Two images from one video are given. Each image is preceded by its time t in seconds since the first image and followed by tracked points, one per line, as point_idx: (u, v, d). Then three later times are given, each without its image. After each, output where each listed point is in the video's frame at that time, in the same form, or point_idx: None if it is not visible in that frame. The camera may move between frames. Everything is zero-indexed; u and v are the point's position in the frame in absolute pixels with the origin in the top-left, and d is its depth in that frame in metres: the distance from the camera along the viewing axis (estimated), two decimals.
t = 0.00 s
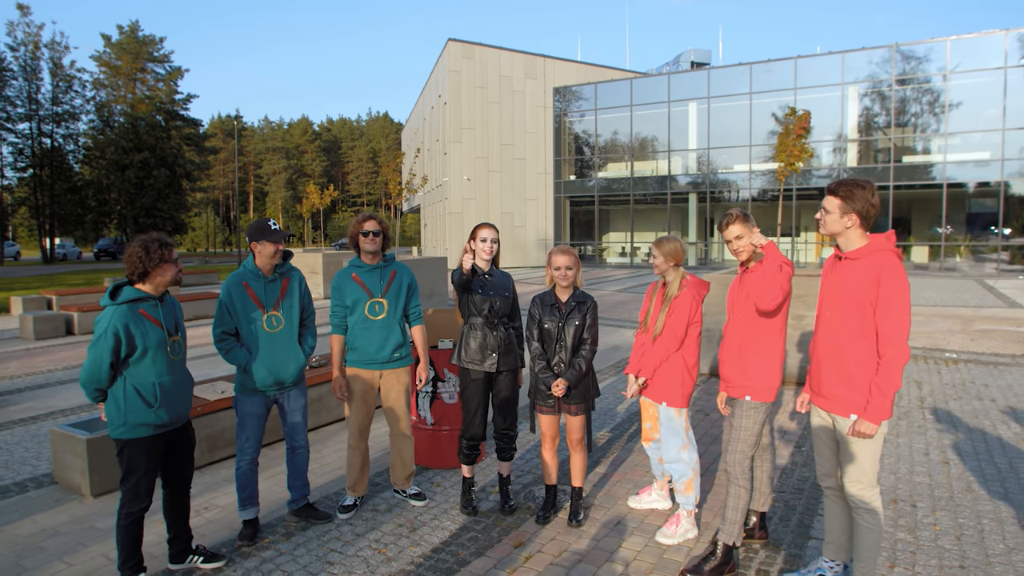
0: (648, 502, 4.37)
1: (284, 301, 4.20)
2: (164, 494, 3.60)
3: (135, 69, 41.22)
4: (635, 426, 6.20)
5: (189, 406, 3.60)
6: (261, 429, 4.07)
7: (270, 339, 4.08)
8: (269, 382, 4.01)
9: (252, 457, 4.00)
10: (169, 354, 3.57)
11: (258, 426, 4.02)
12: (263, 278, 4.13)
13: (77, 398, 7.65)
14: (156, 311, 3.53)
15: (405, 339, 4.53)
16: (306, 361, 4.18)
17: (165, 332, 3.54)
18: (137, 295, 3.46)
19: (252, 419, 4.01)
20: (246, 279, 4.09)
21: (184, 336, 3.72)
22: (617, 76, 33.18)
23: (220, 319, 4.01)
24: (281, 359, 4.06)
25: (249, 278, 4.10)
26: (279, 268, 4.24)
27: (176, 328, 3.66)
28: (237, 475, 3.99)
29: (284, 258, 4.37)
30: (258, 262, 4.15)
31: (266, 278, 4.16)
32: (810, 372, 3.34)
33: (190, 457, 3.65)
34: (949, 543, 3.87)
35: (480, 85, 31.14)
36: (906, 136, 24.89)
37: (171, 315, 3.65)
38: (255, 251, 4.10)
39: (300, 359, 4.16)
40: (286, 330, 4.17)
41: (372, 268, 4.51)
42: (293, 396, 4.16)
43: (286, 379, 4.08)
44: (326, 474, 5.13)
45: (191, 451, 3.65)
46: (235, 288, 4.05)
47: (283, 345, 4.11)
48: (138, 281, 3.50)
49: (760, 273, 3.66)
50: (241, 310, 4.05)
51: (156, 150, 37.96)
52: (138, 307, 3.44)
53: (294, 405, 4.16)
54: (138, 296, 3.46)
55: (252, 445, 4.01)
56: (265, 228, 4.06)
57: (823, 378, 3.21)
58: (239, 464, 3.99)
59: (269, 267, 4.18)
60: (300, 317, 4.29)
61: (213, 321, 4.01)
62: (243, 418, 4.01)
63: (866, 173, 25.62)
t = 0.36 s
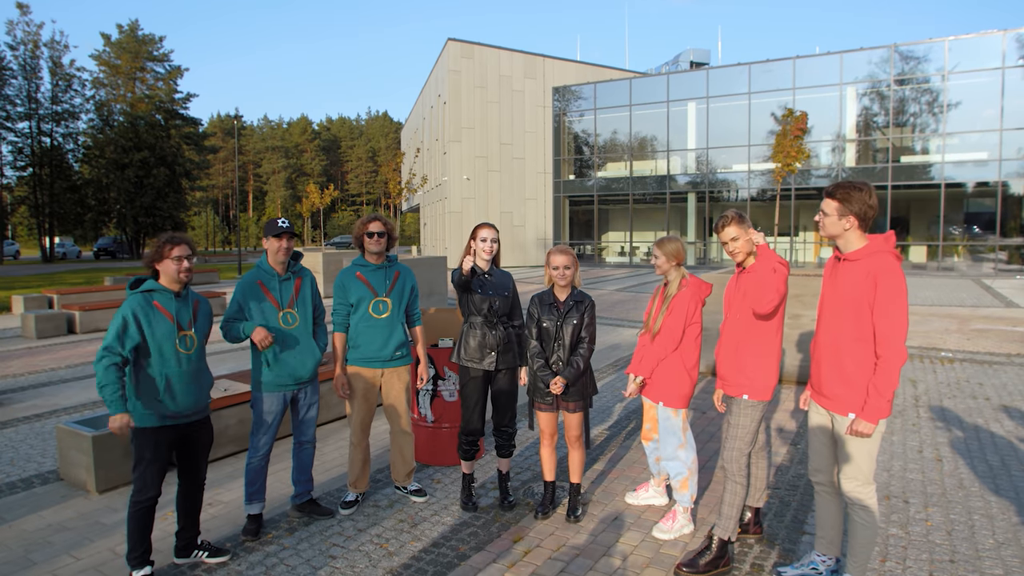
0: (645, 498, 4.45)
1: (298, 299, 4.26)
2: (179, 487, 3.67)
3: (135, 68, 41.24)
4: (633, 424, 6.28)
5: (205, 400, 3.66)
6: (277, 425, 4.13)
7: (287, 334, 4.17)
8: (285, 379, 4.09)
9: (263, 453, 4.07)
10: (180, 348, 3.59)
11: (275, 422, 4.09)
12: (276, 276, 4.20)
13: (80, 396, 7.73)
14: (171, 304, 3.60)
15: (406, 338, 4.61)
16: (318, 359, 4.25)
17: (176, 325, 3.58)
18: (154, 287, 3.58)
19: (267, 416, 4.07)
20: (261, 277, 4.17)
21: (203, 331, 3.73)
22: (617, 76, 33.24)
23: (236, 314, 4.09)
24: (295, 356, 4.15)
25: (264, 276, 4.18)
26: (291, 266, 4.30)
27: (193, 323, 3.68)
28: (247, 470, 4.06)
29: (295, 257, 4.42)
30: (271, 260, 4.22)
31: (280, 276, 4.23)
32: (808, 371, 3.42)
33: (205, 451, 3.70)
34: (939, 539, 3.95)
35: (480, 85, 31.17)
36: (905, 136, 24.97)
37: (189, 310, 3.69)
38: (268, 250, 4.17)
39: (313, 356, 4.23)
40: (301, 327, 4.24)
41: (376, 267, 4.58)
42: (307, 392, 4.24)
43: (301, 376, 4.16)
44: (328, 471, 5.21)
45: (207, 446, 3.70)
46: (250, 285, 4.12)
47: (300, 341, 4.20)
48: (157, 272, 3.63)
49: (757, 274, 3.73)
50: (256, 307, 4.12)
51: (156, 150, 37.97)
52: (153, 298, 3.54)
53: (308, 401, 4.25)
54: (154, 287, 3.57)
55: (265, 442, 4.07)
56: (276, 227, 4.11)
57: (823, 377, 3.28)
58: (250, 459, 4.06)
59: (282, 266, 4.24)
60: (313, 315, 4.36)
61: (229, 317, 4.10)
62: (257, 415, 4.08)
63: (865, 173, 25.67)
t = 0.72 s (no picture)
0: (646, 496, 4.47)
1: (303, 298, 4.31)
2: (189, 484, 3.72)
3: (136, 68, 41.31)
4: (634, 423, 6.33)
5: (216, 396, 3.71)
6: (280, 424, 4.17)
7: (292, 330, 4.21)
8: (292, 377, 4.16)
9: (266, 452, 4.11)
10: (197, 337, 3.66)
11: (278, 422, 4.13)
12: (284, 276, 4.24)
13: (84, 395, 7.77)
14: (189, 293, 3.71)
15: (409, 337, 4.65)
16: (323, 357, 4.32)
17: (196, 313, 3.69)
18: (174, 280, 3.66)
19: (270, 415, 4.11)
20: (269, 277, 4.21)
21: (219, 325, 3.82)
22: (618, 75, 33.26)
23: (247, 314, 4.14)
24: (300, 355, 4.21)
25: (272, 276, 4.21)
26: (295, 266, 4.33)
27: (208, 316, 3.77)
28: (252, 468, 4.10)
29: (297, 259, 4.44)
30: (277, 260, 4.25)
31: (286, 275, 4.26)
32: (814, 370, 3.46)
33: (216, 448, 3.74)
34: (938, 535, 3.98)
35: (481, 84, 31.18)
36: (905, 135, 24.98)
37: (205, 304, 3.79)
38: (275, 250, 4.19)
39: (317, 355, 4.30)
40: (304, 327, 4.29)
41: (379, 267, 4.63)
42: (310, 391, 4.28)
43: (306, 374, 4.23)
44: (331, 469, 5.25)
45: (217, 442, 3.75)
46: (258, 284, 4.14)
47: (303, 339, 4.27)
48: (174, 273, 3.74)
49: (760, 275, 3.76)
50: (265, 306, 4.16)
51: (157, 149, 38.02)
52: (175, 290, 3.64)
53: (311, 401, 4.30)
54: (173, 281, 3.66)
55: (268, 440, 4.11)
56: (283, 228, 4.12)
57: (829, 376, 3.32)
58: (254, 458, 4.09)
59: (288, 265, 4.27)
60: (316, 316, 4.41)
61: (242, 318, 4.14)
62: (261, 415, 4.12)
63: (866, 173, 25.68)
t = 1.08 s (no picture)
0: (644, 494, 4.51)
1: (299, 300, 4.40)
2: (191, 481, 3.74)
3: (135, 68, 41.29)
4: (633, 422, 6.36)
5: (220, 393, 3.74)
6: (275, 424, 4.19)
7: (292, 330, 4.29)
8: (289, 376, 4.21)
9: (264, 451, 4.13)
10: (207, 337, 3.74)
11: (273, 421, 4.15)
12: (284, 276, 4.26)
13: (83, 394, 7.78)
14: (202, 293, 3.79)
15: (411, 334, 4.69)
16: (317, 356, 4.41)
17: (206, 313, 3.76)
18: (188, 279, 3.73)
19: (266, 414, 4.13)
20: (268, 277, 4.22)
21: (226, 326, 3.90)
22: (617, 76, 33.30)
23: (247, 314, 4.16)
24: (299, 354, 4.28)
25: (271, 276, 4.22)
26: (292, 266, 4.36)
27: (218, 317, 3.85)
28: (250, 467, 4.12)
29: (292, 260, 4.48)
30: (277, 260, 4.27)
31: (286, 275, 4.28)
32: (814, 369, 3.49)
33: (218, 445, 3.77)
34: (933, 534, 4.02)
35: (481, 84, 31.17)
36: (904, 136, 25.04)
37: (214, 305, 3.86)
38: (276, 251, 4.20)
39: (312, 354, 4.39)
40: (301, 326, 4.37)
41: (381, 267, 4.70)
42: (303, 391, 4.33)
43: (303, 373, 4.30)
44: (331, 468, 5.28)
45: (219, 439, 3.78)
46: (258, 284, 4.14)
47: (300, 337, 4.32)
48: (188, 274, 3.80)
49: (760, 274, 3.80)
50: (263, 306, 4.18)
51: (156, 148, 38.01)
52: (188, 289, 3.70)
53: (305, 401, 4.34)
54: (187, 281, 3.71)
55: (265, 439, 4.13)
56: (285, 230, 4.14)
57: (828, 375, 3.35)
58: (252, 458, 4.11)
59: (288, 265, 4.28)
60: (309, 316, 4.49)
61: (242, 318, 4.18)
62: (257, 414, 4.13)
63: (865, 173, 25.72)
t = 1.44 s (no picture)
0: (645, 494, 4.53)
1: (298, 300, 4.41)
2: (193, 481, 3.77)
3: (136, 68, 41.34)
4: (635, 422, 6.37)
5: (222, 394, 3.76)
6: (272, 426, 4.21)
7: (290, 331, 4.30)
8: (287, 377, 4.22)
9: (264, 452, 4.15)
10: (208, 337, 3.75)
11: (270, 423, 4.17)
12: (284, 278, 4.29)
13: (85, 394, 7.80)
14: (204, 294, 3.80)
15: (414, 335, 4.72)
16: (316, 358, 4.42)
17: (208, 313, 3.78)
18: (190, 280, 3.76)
19: (264, 416, 4.14)
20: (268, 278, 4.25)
21: (228, 327, 3.91)
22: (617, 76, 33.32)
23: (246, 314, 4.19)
24: (298, 355, 4.29)
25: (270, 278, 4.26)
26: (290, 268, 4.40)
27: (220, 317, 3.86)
28: (251, 467, 4.14)
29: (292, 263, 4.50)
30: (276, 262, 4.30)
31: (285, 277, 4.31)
32: (813, 367, 3.50)
33: (220, 446, 3.79)
34: (933, 534, 4.03)
35: (481, 84, 31.18)
36: (905, 135, 25.03)
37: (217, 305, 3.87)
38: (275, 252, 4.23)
39: (310, 355, 4.40)
40: (300, 327, 4.38)
41: (382, 271, 4.72)
42: (301, 393, 4.35)
43: (301, 374, 4.31)
44: (332, 468, 5.30)
45: (221, 440, 3.80)
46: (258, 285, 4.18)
47: (297, 339, 4.33)
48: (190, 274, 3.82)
49: (760, 275, 3.81)
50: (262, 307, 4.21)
51: (157, 148, 38.03)
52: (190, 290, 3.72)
53: (302, 402, 4.35)
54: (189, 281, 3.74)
55: (263, 441, 4.15)
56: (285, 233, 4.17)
57: (828, 373, 3.36)
58: (252, 459, 4.13)
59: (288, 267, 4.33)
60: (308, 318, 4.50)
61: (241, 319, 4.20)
62: (255, 417, 4.14)
63: (866, 173, 25.70)
